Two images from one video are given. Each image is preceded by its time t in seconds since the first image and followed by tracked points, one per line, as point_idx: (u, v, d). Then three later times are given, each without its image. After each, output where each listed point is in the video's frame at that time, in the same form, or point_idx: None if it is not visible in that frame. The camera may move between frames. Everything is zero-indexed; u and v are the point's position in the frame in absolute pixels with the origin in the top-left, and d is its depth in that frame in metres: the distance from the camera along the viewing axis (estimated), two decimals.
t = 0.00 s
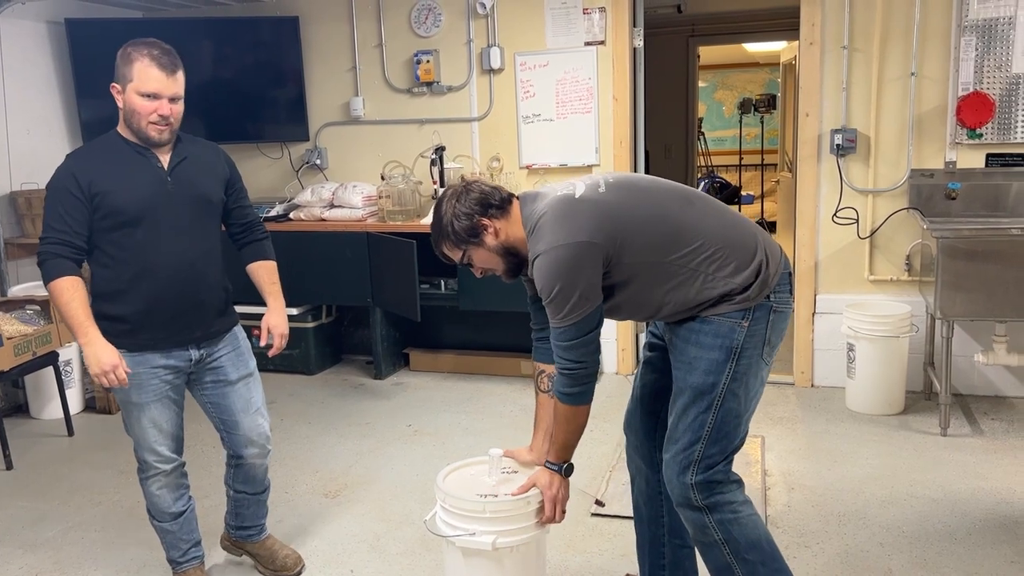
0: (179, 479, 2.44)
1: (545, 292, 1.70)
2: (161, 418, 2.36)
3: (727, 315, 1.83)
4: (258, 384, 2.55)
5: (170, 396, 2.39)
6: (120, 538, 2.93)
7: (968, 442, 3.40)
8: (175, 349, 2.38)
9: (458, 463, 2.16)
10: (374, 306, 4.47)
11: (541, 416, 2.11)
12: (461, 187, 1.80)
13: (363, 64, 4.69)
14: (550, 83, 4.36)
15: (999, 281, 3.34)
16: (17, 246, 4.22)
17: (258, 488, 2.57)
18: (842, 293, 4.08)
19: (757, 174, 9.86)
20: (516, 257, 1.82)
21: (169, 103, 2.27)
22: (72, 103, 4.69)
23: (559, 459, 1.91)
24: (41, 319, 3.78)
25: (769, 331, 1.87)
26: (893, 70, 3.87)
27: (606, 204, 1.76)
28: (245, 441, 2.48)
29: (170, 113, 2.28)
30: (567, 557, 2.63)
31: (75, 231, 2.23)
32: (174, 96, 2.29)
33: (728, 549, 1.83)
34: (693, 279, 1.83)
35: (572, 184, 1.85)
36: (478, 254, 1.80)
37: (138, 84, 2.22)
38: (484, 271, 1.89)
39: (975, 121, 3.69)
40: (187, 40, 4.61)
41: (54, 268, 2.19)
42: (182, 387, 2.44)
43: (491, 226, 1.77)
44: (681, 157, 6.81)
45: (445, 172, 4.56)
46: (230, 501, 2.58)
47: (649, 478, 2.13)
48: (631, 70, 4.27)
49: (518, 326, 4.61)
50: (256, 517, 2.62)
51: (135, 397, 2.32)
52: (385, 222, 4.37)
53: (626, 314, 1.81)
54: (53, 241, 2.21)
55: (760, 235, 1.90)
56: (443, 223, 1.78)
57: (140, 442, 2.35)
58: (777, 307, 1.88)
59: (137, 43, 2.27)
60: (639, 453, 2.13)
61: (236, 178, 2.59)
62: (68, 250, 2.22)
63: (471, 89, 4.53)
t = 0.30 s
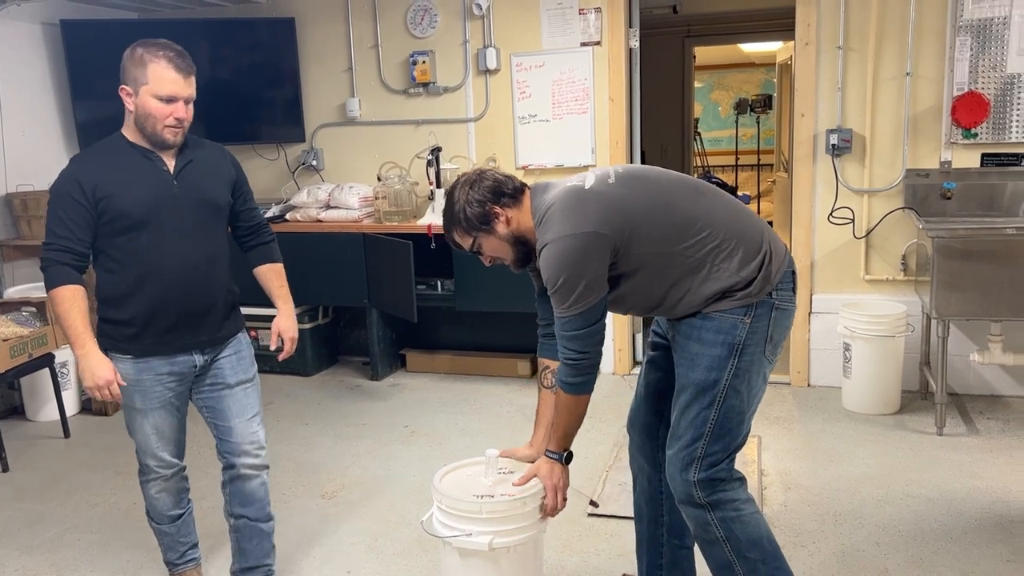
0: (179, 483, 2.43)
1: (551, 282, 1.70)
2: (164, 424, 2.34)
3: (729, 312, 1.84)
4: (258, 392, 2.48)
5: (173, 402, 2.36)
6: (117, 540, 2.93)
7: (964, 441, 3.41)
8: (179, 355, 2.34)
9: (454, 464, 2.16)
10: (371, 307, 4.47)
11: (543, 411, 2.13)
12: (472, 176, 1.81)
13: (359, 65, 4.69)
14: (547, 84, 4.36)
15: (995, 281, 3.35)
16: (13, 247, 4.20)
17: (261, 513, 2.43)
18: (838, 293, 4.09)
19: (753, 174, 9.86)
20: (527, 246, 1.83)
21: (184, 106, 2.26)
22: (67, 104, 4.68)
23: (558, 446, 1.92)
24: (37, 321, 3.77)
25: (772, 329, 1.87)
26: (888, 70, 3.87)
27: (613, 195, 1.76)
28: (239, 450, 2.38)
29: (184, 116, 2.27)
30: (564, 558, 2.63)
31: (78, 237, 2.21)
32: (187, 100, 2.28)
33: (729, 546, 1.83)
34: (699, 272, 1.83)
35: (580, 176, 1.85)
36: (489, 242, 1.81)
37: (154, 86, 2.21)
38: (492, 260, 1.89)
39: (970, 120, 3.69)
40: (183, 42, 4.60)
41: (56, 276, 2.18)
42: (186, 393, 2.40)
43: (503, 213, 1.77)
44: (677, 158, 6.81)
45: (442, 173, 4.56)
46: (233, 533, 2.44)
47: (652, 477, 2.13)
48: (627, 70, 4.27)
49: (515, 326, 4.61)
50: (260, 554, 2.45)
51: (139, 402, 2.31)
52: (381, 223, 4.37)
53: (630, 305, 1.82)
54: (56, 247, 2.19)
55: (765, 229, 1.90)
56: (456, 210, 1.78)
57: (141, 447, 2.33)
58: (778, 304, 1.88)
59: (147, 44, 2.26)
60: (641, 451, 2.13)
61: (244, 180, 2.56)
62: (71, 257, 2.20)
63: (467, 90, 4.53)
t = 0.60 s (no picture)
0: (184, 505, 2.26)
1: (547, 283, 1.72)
2: (174, 443, 2.17)
3: (726, 322, 1.82)
4: (270, 413, 2.32)
5: (187, 419, 2.19)
6: (112, 542, 2.92)
7: (959, 440, 3.41)
8: (201, 369, 2.19)
9: (450, 465, 2.16)
10: (367, 307, 4.47)
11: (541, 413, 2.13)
12: (482, 174, 1.83)
13: (355, 66, 4.69)
14: (542, 84, 4.37)
15: (989, 280, 3.36)
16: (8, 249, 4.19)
17: (262, 537, 2.27)
18: (833, 293, 4.09)
19: (749, 175, 9.87)
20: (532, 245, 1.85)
21: (225, 118, 2.12)
22: (62, 106, 4.67)
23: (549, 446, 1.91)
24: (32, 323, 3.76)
25: (768, 341, 1.85)
26: (883, 70, 3.88)
27: (614, 200, 1.76)
28: (244, 470, 2.23)
29: (224, 128, 2.13)
30: (561, 558, 2.63)
31: (104, 240, 2.05)
32: (229, 111, 2.13)
33: (720, 545, 1.84)
34: (697, 280, 1.82)
35: (588, 177, 1.86)
36: (495, 240, 1.84)
37: (197, 96, 2.06)
38: (503, 258, 1.92)
39: (965, 120, 3.70)
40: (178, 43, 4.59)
41: (81, 280, 2.02)
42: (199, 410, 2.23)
43: (508, 212, 1.79)
44: (673, 158, 6.82)
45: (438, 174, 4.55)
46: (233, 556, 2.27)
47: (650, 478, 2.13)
48: (622, 71, 4.27)
49: (511, 327, 4.61)
50: None
51: (150, 419, 2.13)
52: (378, 225, 4.37)
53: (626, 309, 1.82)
54: (81, 249, 2.03)
55: (771, 241, 1.87)
56: (463, 208, 1.81)
57: (148, 464, 2.16)
58: (778, 318, 1.86)
59: (192, 52, 2.11)
60: (644, 453, 2.13)
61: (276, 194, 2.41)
62: (97, 260, 2.04)
63: (463, 91, 4.53)
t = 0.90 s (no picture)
0: (183, 520, 2.14)
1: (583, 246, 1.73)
2: (184, 444, 2.08)
3: (738, 338, 1.80)
4: (278, 424, 2.28)
5: (199, 421, 2.11)
6: (107, 544, 2.91)
7: (953, 440, 3.42)
8: (217, 372, 2.11)
9: (448, 466, 2.17)
10: (362, 308, 4.47)
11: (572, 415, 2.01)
12: (543, 133, 1.85)
13: (349, 67, 4.69)
14: (537, 85, 4.37)
15: (983, 280, 3.37)
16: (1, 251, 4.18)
17: (260, 543, 2.25)
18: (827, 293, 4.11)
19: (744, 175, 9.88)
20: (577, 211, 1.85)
21: (257, 123, 2.06)
22: (56, 107, 4.66)
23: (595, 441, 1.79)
24: (26, 324, 3.75)
25: (784, 361, 1.81)
26: (877, 71, 3.89)
27: (662, 183, 1.73)
28: (250, 475, 2.20)
29: (254, 133, 2.07)
30: (556, 558, 2.63)
31: (127, 234, 1.95)
32: (263, 117, 2.07)
33: (733, 548, 1.91)
34: (738, 277, 1.77)
35: (650, 149, 1.82)
36: (540, 198, 1.85)
37: (234, 99, 2.00)
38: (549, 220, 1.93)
39: (958, 121, 3.71)
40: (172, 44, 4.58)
41: (101, 274, 1.90)
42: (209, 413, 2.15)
43: (557, 172, 1.81)
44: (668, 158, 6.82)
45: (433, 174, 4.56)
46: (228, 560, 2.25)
47: (666, 479, 2.14)
48: (617, 71, 4.28)
49: (506, 327, 4.61)
50: None
51: (163, 418, 2.04)
52: (373, 226, 4.37)
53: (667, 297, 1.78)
54: (101, 243, 1.92)
55: (815, 254, 1.81)
56: (518, 161, 1.84)
57: (153, 466, 2.05)
58: (796, 340, 1.81)
59: (236, 53, 2.05)
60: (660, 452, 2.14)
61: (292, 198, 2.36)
62: (118, 254, 1.94)
63: (458, 91, 4.53)
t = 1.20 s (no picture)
0: (212, 534, 2.07)
1: (664, 136, 1.77)
2: (212, 449, 2.01)
3: (750, 312, 1.86)
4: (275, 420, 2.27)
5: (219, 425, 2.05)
6: (101, 545, 2.90)
7: (946, 438, 3.43)
8: (226, 373, 2.05)
9: (443, 466, 2.17)
10: (356, 309, 4.46)
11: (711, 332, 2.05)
12: (638, 32, 1.87)
13: (343, 67, 4.68)
14: (531, 85, 4.37)
15: (975, 279, 3.38)
16: None
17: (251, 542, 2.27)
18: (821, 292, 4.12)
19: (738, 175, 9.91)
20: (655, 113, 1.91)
21: (264, 121, 2.00)
22: (49, 107, 4.64)
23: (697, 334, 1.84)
24: (18, 325, 3.74)
25: (796, 335, 1.85)
26: (870, 71, 3.91)
27: (753, 113, 1.76)
28: (246, 477, 2.20)
29: (262, 131, 2.01)
30: (550, 558, 2.63)
31: (135, 234, 1.88)
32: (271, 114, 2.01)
33: (753, 547, 1.90)
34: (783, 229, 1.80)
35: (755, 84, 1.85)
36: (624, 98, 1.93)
37: (243, 97, 1.93)
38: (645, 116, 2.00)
39: (950, 121, 3.71)
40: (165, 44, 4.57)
41: (111, 277, 1.82)
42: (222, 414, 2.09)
43: (636, 77, 1.86)
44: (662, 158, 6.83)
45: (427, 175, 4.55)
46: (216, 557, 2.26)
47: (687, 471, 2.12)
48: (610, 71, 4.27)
49: (501, 328, 4.61)
50: None
51: (187, 423, 1.97)
52: (367, 226, 4.36)
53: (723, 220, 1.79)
54: (108, 244, 1.84)
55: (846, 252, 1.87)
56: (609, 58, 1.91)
57: (185, 474, 1.98)
58: (806, 319, 1.84)
59: (246, 51, 1.98)
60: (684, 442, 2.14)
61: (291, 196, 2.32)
62: (127, 255, 1.86)
63: (452, 91, 4.53)
